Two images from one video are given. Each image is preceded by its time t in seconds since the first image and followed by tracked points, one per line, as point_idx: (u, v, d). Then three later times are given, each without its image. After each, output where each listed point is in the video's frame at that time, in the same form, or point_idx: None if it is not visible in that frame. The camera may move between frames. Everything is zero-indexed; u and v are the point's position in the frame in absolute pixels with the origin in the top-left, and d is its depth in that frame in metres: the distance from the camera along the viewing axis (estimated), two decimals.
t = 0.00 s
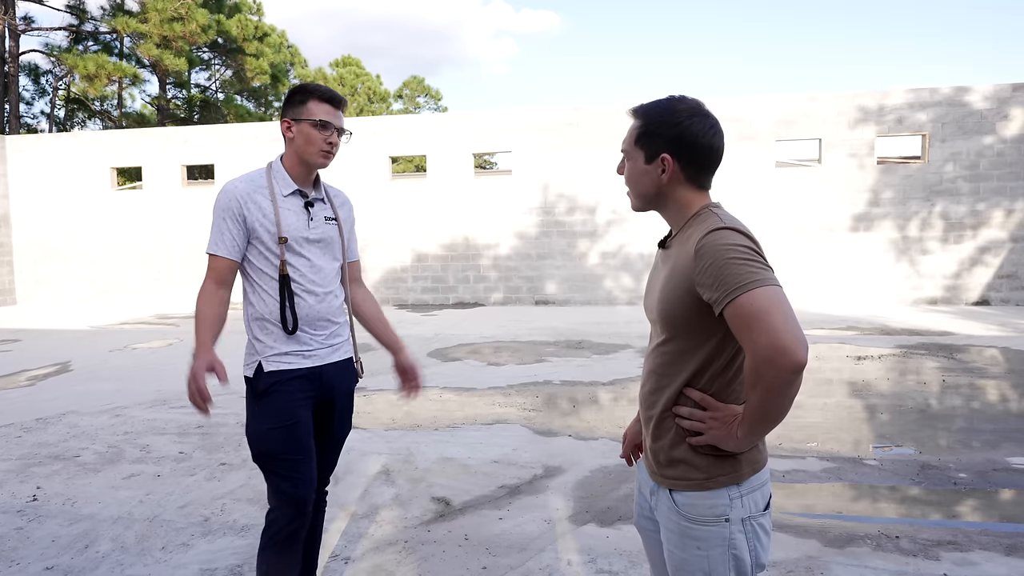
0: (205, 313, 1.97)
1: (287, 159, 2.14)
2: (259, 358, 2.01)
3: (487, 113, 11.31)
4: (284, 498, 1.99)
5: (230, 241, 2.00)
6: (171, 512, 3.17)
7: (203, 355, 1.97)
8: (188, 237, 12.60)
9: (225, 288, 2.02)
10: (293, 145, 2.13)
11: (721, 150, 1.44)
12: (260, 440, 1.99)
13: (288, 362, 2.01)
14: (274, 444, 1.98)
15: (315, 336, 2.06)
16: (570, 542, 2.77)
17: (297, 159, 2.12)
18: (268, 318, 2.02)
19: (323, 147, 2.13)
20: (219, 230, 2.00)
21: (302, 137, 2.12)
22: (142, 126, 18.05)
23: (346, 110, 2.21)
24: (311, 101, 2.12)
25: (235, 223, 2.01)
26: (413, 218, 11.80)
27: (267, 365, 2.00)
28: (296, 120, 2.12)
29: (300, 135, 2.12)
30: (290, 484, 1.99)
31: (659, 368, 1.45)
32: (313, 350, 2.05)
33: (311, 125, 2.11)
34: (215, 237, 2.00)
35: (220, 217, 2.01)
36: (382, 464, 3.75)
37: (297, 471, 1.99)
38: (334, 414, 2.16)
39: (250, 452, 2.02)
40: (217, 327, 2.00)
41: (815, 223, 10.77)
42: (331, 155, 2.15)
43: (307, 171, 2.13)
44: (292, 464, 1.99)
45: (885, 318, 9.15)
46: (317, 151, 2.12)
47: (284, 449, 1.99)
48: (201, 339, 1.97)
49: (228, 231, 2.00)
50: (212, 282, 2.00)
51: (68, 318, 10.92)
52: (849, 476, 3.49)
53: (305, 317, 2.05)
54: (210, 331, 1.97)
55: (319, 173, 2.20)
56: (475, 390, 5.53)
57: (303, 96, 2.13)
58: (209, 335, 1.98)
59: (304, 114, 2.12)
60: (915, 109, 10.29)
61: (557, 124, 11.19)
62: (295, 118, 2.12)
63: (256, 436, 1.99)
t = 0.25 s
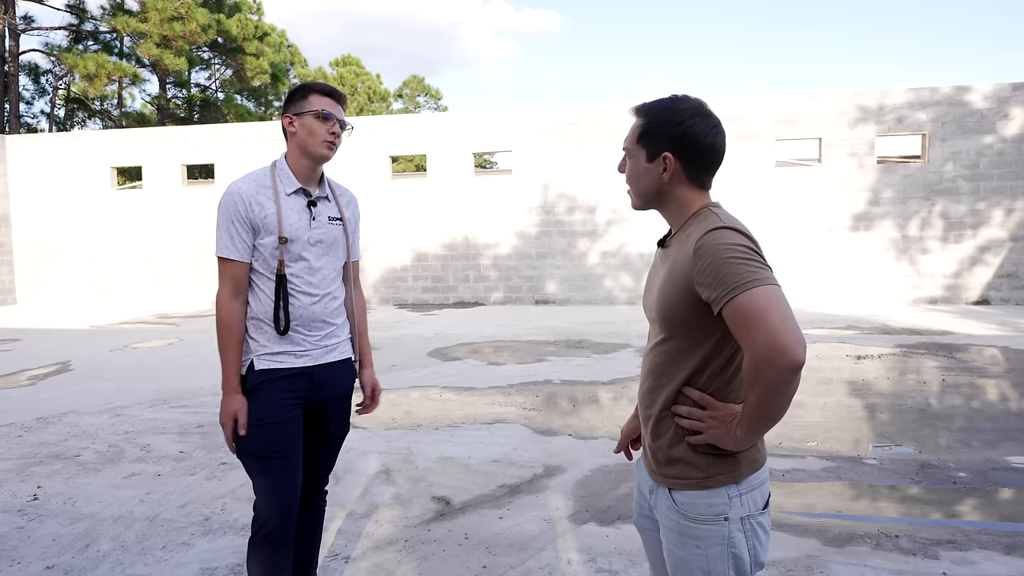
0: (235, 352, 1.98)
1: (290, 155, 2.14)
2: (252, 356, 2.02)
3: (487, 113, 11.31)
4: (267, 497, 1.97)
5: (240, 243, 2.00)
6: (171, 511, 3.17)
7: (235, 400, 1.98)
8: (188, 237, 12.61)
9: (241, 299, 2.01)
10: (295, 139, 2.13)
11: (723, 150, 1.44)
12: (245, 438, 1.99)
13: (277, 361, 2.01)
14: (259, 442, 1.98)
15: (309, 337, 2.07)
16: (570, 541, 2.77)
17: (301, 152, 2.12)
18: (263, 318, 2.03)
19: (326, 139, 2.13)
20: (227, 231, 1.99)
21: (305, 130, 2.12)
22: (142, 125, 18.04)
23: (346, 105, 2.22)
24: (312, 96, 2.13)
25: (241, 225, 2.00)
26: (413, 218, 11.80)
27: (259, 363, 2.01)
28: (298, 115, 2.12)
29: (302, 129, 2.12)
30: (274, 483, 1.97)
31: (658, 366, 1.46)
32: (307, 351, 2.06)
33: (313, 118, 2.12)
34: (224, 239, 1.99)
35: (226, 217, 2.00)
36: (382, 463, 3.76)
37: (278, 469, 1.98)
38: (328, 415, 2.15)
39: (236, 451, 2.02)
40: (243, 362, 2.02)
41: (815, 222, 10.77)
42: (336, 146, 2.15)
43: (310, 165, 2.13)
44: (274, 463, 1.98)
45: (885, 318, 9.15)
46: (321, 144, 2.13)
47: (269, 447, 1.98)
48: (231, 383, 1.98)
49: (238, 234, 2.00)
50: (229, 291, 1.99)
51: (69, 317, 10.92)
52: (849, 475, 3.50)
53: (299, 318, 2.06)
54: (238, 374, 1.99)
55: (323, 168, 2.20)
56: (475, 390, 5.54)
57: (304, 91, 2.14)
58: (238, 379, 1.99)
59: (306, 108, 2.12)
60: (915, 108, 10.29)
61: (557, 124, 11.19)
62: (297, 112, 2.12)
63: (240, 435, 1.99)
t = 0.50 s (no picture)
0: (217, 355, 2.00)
1: (292, 157, 2.14)
2: (248, 355, 2.04)
3: (488, 112, 11.32)
4: (261, 495, 1.97)
5: (232, 243, 2.02)
6: (173, 511, 3.18)
7: (213, 396, 2.00)
8: (189, 237, 12.62)
9: (229, 296, 2.03)
10: (298, 141, 2.13)
11: (722, 151, 1.44)
12: (241, 437, 2.00)
13: (273, 360, 2.03)
14: (254, 441, 1.99)
15: (305, 337, 2.08)
16: (570, 540, 2.78)
17: (303, 154, 2.12)
18: (259, 318, 2.06)
19: (328, 142, 2.13)
20: (220, 231, 2.02)
21: (307, 132, 2.12)
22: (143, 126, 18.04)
23: (351, 108, 2.22)
24: (316, 98, 2.13)
25: (235, 225, 2.02)
26: (414, 218, 11.81)
27: (255, 363, 2.03)
28: (302, 117, 2.12)
29: (305, 131, 2.12)
30: (269, 481, 1.98)
31: (658, 366, 1.46)
32: (302, 351, 2.06)
33: (316, 120, 2.12)
34: (216, 238, 2.02)
35: (221, 218, 2.02)
36: (383, 463, 3.76)
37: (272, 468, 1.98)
38: (327, 415, 2.15)
39: (233, 450, 2.03)
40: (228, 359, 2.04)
41: (815, 222, 10.77)
42: (338, 149, 2.15)
43: (311, 167, 2.13)
44: (270, 462, 1.99)
45: (886, 317, 9.15)
46: (323, 146, 2.12)
47: (266, 446, 1.99)
48: (210, 378, 2.00)
49: (230, 233, 2.02)
50: (216, 288, 2.00)
51: (70, 317, 10.94)
52: (849, 474, 3.50)
53: (295, 318, 2.07)
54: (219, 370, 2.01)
55: (324, 171, 2.20)
56: (476, 389, 5.54)
57: (309, 93, 2.14)
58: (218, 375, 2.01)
59: (309, 110, 2.13)
60: (916, 107, 10.28)
61: (558, 123, 11.19)
62: (300, 114, 2.13)
63: (235, 433, 2.01)
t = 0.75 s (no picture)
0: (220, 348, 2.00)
1: (291, 159, 2.15)
2: (247, 355, 2.05)
3: (488, 112, 11.32)
4: (258, 493, 1.98)
5: (232, 245, 2.02)
6: (174, 511, 3.18)
7: (218, 394, 1.98)
8: (189, 237, 12.62)
9: (230, 297, 2.02)
10: (297, 145, 2.14)
11: (721, 152, 1.45)
12: (240, 436, 2.00)
13: (272, 360, 2.03)
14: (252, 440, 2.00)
15: (304, 338, 2.08)
16: (571, 540, 2.78)
17: (301, 157, 2.12)
18: (258, 319, 2.06)
19: (326, 147, 2.13)
20: (220, 232, 2.02)
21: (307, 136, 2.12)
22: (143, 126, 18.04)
23: (351, 111, 2.22)
24: (316, 101, 2.13)
25: (235, 226, 2.03)
26: (414, 218, 11.82)
27: (254, 362, 2.03)
28: (301, 120, 2.12)
29: (304, 135, 2.13)
30: (267, 480, 1.98)
31: (657, 366, 1.46)
32: (302, 351, 2.07)
33: (314, 125, 2.12)
34: (217, 240, 2.02)
35: (221, 219, 2.02)
36: (383, 463, 3.77)
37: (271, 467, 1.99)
38: (326, 415, 2.16)
39: (231, 449, 2.03)
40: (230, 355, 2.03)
41: (816, 221, 10.77)
42: (336, 154, 2.15)
43: (309, 170, 2.14)
44: (268, 461, 1.99)
45: (887, 316, 9.15)
46: (321, 151, 2.12)
47: (264, 445, 2.00)
48: (216, 376, 1.98)
49: (230, 235, 2.02)
50: (217, 288, 2.00)
51: (71, 318, 10.95)
52: (850, 474, 3.50)
53: (294, 319, 2.08)
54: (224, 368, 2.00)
55: (323, 173, 2.20)
56: (476, 389, 5.55)
57: (308, 96, 2.14)
58: (224, 373, 2.00)
59: (309, 114, 2.13)
60: (916, 107, 10.28)
61: (558, 123, 11.19)
62: (300, 118, 2.13)
63: (233, 432, 2.01)
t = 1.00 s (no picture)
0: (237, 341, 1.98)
1: (292, 163, 2.15)
2: (250, 356, 2.05)
3: (489, 113, 11.32)
4: (260, 494, 1.98)
5: (234, 246, 2.02)
6: (176, 512, 3.19)
7: (240, 388, 1.96)
8: (190, 237, 12.63)
9: (239, 297, 2.03)
10: (299, 151, 2.13)
11: (721, 152, 1.45)
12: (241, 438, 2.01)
13: (273, 361, 2.04)
14: (253, 441, 2.00)
15: (306, 338, 2.09)
16: (572, 540, 2.78)
17: (303, 163, 2.12)
18: (260, 321, 2.06)
19: (329, 155, 2.13)
20: (222, 234, 2.02)
21: (309, 144, 2.12)
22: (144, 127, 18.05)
23: (354, 117, 2.22)
24: (319, 108, 2.13)
25: (237, 228, 2.03)
26: (415, 218, 11.82)
27: (255, 363, 2.04)
28: (304, 127, 2.12)
29: (307, 142, 2.12)
30: (268, 480, 1.99)
31: (659, 367, 1.47)
32: (303, 351, 2.07)
33: (318, 132, 2.12)
34: (219, 241, 2.01)
35: (222, 221, 2.02)
36: (384, 463, 3.77)
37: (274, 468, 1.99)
38: (327, 415, 2.16)
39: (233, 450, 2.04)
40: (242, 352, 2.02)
41: (817, 221, 10.77)
42: (338, 163, 2.16)
43: (310, 176, 2.14)
44: (269, 462, 2.00)
45: (888, 316, 9.14)
46: (324, 160, 2.13)
47: (265, 446, 2.00)
48: (236, 369, 1.97)
49: (232, 236, 2.02)
50: (224, 289, 2.01)
51: (72, 318, 10.96)
52: (851, 474, 3.50)
53: (295, 320, 2.08)
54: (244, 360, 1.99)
55: (324, 177, 2.21)
56: (477, 390, 5.55)
57: (312, 101, 2.13)
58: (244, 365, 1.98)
59: (312, 121, 2.12)
60: (917, 106, 10.27)
61: (559, 123, 11.19)
62: (303, 124, 2.13)
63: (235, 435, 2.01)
